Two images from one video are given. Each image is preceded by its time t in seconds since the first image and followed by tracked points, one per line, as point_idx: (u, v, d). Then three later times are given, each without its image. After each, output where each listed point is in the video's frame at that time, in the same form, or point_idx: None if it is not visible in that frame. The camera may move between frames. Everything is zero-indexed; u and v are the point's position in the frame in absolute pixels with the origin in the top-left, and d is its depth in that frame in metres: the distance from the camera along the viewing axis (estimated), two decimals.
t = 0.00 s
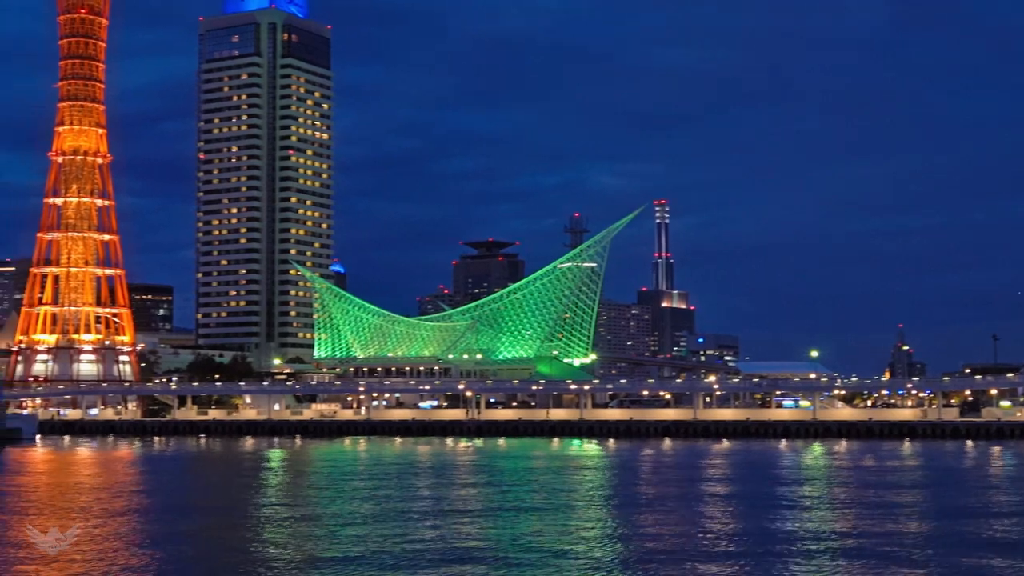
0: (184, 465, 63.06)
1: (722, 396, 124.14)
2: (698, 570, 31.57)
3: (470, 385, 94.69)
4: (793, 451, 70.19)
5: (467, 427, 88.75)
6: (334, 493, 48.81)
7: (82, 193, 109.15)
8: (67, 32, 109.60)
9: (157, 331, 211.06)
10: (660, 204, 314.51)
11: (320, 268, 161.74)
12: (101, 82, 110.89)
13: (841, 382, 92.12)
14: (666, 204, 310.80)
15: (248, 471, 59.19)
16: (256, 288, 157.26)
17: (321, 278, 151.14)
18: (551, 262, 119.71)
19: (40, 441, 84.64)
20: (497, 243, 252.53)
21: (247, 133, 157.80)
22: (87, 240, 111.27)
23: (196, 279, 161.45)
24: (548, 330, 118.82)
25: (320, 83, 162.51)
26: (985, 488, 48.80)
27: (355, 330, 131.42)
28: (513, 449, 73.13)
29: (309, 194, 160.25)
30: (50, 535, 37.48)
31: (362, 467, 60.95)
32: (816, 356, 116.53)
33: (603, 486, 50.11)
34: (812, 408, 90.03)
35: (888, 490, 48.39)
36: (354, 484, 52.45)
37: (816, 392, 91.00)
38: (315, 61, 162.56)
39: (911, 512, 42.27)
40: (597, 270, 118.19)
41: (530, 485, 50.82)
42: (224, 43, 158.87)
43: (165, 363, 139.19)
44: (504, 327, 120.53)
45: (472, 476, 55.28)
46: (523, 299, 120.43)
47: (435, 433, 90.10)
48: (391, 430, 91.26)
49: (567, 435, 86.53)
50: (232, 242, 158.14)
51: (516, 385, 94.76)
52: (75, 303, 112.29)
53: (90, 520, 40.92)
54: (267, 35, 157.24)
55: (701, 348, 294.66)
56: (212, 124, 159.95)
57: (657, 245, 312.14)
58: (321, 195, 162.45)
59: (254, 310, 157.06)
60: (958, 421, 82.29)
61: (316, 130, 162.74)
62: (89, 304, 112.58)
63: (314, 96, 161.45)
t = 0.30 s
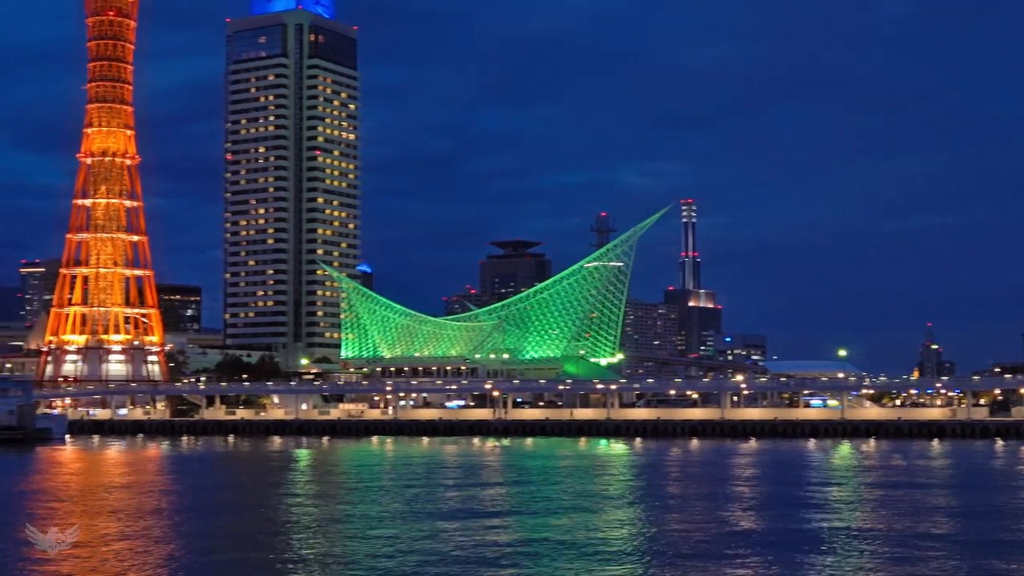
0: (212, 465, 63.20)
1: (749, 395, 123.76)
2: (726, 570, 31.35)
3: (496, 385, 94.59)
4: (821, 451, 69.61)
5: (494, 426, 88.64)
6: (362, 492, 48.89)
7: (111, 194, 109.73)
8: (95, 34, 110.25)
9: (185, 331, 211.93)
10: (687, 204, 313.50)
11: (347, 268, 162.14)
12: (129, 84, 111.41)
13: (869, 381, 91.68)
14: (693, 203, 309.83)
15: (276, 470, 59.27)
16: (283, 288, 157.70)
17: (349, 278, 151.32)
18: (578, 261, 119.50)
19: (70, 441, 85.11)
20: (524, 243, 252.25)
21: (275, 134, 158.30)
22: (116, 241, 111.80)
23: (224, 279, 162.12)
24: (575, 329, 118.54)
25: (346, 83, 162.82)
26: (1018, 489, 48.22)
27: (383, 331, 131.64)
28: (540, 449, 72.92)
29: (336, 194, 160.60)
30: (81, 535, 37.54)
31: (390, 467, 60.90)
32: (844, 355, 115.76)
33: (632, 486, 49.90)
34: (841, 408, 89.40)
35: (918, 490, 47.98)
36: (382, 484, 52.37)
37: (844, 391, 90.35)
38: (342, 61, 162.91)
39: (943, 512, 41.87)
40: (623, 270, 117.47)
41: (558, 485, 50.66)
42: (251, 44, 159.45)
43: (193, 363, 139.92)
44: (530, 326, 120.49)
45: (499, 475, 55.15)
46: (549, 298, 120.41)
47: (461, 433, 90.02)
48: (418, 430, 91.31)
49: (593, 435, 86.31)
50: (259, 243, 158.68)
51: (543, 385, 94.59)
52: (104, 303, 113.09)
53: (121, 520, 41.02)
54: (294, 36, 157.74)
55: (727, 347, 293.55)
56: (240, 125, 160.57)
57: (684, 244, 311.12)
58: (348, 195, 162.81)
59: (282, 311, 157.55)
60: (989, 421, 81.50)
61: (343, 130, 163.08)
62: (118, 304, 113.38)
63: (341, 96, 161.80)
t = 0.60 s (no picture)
0: (238, 465, 63.45)
1: (774, 395, 123.31)
2: (750, 570, 31.22)
3: (520, 385, 94.54)
4: (845, 451, 69.25)
5: (517, 426, 88.64)
6: (385, 492, 48.95)
7: (135, 195, 110.35)
8: (120, 36, 110.88)
9: (210, 331, 212.80)
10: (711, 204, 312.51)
11: (371, 268, 162.50)
12: (153, 86, 111.98)
13: (895, 381, 91.10)
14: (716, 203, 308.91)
15: (301, 470, 59.50)
16: (307, 288, 158.15)
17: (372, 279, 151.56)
18: (602, 261, 119.01)
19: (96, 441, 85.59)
20: (547, 243, 252.01)
21: (298, 135, 158.75)
22: (141, 242, 112.28)
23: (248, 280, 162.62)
24: (598, 330, 118.24)
25: (369, 84, 163.19)
26: None
27: (406, 331, 131.79)
28: (563, 449, 72.94)
29: (359, 195, 160.91)
30: (98, 535, 37.56)
31: (414, 467, 61.01)
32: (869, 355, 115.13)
33: (656, 486, 49.79)
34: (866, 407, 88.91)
35: (944, 491, 47.64)
36: (406, 484, 52.48)
37: (869, 391, 89.84)
38: (365, 62, 163.22)
39: (968, 513, 41.56)
40: (646, 270, 116.73)
41: (582, 485, 50.62)
42: (275, 45, 160.01)
43: (218, 364, 140.60)
44: (554, 327, 120.34)
45: (524, 475, 55.16)
46: (572, 298, 120.07)
47: (485, 433, 90.07)
48: (442, 430, 91.42)
49: (616, 435, 86.13)
50: (283, 244, 159.13)
51: (567, 385, 94.46)
52: (129, 304, 113.99)
53: (146, 520, 41.08)
54: (317, 37, 158.12)
55: (751, 347, 292.59)
56: (264, 126, 161.11)
57: (708, 244, 310.14)
58: (371, 195, 163.08)
59: (306, 311, 158.01)
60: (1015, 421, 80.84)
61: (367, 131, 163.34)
62: (143, 305, 114.06)
63: (364, 97, 162.10)
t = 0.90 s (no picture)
0: (265, 465, 63.66)
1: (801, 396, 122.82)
2: (779, 570, 31.11)
3: (546, 385, 94.39)
4: (873, 451, 68.94)
5: (543, 427, 88.63)
6: (412, 493, 49.04)
7: (163, 197, 111.03)
8: (148, 39, 111.49)
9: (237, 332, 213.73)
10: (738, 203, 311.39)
11: (397, 269, 162.88)
12: (181, 88, 112.47)
13: (923, 380, 90.45)
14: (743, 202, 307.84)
15: (328, 470, 59.80)
16: (334, 289, 158.56)
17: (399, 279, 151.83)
18: (629, 261, 118.29)
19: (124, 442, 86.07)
20: (573, 243, 251.72)
21: (325, 136, 159.17)
22: (169, 243, 112.69)
23: (275, 281, 163.10)
24: (625, 330, 117.91)
25: (396, 85, 163.49)
26: None
27: (432, 331, 131.88)
28: (589, 449, 73.06)
29: (386, 196, 161.25)
30: (109, 535, 37.67)
31: (442, 467, 61.17)
32: (897, 355, 114.43)
33: (684, 486, 49.69)
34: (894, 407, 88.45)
35: (974, 491, 47.34)
36: (432, 484, 52.60)
37: (898, 391, 89.27)
38: (391, 63, 163.50)
39: (998, 513, 41.24)
40: (673, 271, 115.81)
41: (608, 485, 50.63)
42: (302, 47, 160.56)
43: (245, 364, 141.25)
44: (580, 327, 120.22)
45: (551, 476, 55.17)
46: (599, 299, 119.91)
47: (511, 433, 90.11)
48: (468, 430, 91.50)
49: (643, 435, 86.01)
50: (310, 245, 159.55)
51: (593, 385, 94.31)
52: (157, 306, 114.43)
53: (161, 519, 41.20)
54: (343, 38, 158.49)
55: (778, 347, 291.49)
56: (290, 128, 161.51)
57: (734, 244, 309.07)
58: (398, 196, 163.37)
59: (333, 312, 158.44)
60: None
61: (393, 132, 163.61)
62: (171, 307, 114.49)
63: (390, 98, 162.39)
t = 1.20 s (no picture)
0: (289, 466, 63.95)
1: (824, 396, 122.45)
2: (804, 570, 31.08)
3: (569, 386, 94.13)
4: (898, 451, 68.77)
5: (566, 427, 88.66)
6: (437, 493, 49.18)
7: (186, 199, 111.63)
8: (171, 41, 111.89)
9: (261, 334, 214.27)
10: (760, 203, 310.26)
11: (420, 270, 163.12)
12: (204, 90, 112.85)
13: (948, 380, 89.86)
14: (766, 202, 306.80)
15: (352, 471, 60.16)
16: (357, 290, 158.82)
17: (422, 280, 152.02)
18: (651, 262, 117.89)
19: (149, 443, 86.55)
20: (596, 243, 251.36)
21: (347, 137, 159.50)
22: (192, 245, 113.03)
23: (298, 283, 163.43)
24: (647, 330, 117.47)
25: (418, 86, 163.67)
26: None
27: (455, 332, 131.86)
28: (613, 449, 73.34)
29: (408, 197, 161.49)
30: (119, 535, 37.88)
31: (467, 467, 61.44)
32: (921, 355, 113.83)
33: (708, 486, 49.71)
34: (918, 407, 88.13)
35: (1000, 491, 47.15)
36: (455, 484, 52.75)
37: (922, 390, 88.77)
38: (413, 64, 163.67)
39: None
40: (696, 271, 115.22)
41: (631, 485, 50.67)
42: (324, 48, 160.88)
43: (268, 365, 141.72)
44: (603, 327, 120.03)
45: (574, 476, 55.23)
46: (621, 299, 119.43)
47: (534, 433, 90.17)
48: (491, 430, 91.59)
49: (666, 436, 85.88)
50: (333, 246, 159.89)
51: (616, 385, 94.12)
52: (181, 307, 114.79)
53: (172, 519, 41.42)
54: (365, 39, 158.80)
55: (801, 346, 290.45)
56: (313, 129, 161.81)
57: (757, 243, 308.09)
58: (420, 197, 163.64)
59: (355, 313, 158.72)
60: None
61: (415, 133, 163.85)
62: (194, 308, 114.89)
63: (412, 99, 162.65)
